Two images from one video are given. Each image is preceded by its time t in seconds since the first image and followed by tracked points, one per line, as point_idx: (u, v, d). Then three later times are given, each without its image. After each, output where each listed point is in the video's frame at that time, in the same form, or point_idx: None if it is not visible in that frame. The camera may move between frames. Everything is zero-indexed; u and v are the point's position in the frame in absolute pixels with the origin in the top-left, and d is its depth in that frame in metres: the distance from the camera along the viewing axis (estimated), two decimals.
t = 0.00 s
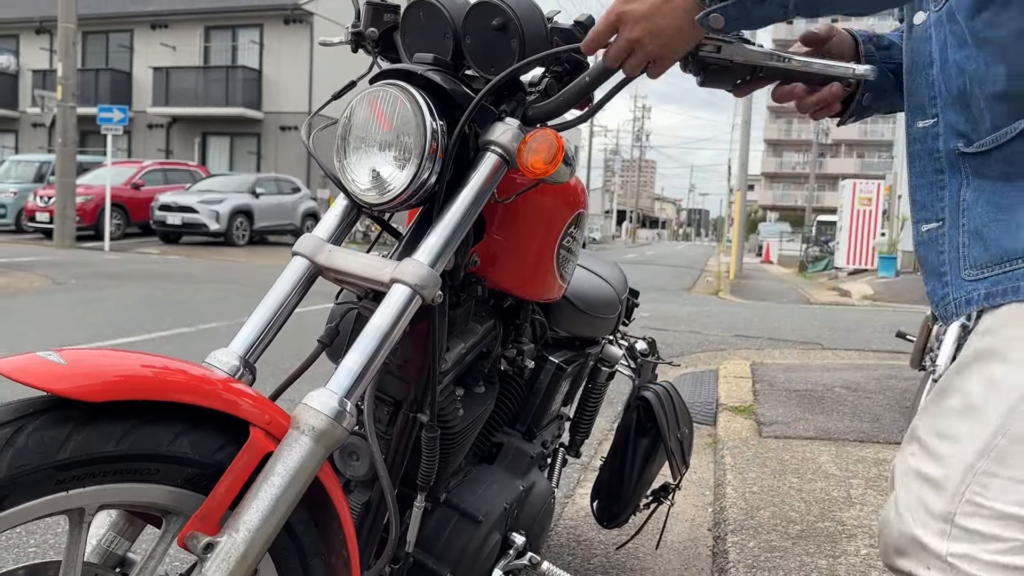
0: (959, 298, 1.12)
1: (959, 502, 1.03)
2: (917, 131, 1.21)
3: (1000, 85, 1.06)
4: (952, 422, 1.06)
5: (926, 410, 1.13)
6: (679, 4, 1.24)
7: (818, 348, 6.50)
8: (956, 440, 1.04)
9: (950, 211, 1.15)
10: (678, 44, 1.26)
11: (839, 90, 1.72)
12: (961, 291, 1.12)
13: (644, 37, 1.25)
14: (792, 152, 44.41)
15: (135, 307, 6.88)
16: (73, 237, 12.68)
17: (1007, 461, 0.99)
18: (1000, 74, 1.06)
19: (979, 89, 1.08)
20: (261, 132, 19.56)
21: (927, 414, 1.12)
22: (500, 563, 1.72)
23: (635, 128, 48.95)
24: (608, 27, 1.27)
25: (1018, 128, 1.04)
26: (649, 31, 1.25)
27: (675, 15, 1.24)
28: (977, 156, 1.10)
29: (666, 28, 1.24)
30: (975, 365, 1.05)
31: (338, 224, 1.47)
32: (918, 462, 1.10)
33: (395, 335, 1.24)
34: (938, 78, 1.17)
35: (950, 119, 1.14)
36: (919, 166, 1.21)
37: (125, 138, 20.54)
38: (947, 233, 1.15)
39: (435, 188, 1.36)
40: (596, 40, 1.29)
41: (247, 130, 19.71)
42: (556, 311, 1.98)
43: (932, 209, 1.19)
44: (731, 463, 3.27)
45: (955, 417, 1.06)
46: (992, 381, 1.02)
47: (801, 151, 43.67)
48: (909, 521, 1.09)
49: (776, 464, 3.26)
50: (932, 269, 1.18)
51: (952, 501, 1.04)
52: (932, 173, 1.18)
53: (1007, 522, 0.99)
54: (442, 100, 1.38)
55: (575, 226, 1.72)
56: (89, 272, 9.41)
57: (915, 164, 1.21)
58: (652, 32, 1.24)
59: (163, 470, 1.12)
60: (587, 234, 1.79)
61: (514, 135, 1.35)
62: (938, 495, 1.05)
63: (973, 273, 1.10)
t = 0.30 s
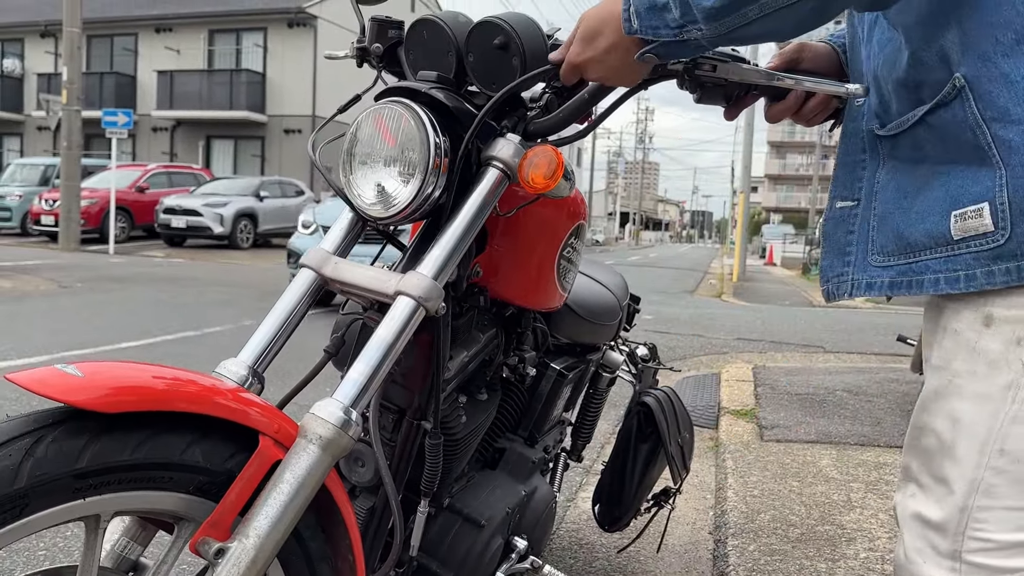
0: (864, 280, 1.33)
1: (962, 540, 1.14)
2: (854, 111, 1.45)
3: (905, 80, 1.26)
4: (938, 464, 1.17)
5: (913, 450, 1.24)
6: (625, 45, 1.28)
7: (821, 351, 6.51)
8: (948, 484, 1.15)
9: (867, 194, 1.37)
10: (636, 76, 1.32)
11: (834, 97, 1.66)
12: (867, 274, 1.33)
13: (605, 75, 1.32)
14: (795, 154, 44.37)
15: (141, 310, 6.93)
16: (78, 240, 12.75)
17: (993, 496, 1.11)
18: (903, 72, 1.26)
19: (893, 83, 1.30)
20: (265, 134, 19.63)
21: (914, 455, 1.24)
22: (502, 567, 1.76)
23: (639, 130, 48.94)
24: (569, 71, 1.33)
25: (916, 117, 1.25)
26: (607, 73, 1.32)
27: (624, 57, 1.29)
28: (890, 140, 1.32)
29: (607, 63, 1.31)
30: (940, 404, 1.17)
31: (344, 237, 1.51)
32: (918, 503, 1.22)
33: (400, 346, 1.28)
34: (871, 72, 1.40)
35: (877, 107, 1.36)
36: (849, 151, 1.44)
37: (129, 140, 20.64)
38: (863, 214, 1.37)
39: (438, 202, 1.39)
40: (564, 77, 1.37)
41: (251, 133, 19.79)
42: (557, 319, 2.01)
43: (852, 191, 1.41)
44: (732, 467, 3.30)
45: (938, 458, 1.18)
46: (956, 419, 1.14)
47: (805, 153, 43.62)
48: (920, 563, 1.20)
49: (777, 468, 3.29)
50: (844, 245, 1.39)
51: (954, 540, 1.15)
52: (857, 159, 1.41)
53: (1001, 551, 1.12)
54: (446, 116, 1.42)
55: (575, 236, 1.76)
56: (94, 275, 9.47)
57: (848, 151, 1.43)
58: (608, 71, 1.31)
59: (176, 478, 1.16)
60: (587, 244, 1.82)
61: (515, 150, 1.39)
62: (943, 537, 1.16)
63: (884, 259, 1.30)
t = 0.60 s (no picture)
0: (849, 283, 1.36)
1: (980, 549, 1.15)
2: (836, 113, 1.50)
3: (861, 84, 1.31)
4: (942, 477, 1.19)
5: (915, 465, 1.26)
6: (610, 56, 1.32)
7: (824, 352, 6.52)
8: (956, 496, 1.17)
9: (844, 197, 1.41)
10: (623, 87, 1.35)
11: (829, 105, 1.68)
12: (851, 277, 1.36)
13: (593, 85, 1.36)
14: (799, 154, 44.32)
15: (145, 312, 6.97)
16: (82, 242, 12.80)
17: (1003, 501, 1.13)
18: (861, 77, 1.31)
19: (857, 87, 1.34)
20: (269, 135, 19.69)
21: (918, 470, 1.25)
22: (505, 568, 1.78)
23: (642, 130, 48.91)
24: (560, 80, 1.38)
25: (867, 119, 1.29)
26: (595, 82, 1.35)
27: (609, 67, 1.33)
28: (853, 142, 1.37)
29: (599, 73, 1.34)
30: (932, 419, 1.19)
31: (347, 244, 1.53)
32: (932, 515, 1.22)
33: (402, 351, 1.30)
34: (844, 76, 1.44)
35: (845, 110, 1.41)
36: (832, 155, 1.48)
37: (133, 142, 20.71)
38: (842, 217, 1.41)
39: (440, 209, 1.41)
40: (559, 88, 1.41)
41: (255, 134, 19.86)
42: (558, 323, 2.02)
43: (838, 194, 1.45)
44: (733, 468, 3.32)
45: (941, 471, 1.19)
46: (951, 432, 1.17)
47: (808, 152, 43.59)
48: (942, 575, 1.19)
49: (779, 469, 3.30)
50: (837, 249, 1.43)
51: (973, 549, 1.15)
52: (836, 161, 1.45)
53: (1020, 555, 1.13)
54: (445, 124, 1.43)
55: (575, 242, 1.78)
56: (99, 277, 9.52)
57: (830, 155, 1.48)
58: (595, 80, 1.35)
59: (183, 482, 1.18)
60: (587, 249, 1.85)
61: (514, 158, 1.41)
62: (962, 547, 1.17)
63: (859, 262, 1.33)
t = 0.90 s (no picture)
0: (850, 286, 1.38)
1: (987, 551, 1.16)
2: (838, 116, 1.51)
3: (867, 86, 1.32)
4: (947, 480, 1.21)
5: (920, 468, 1.28)
6: (618, 59, 1.34)
7: (827, 351, 6.53)
8: (962, 499, 1.18)
9: (847, 199, 1.42)
10: (632, 90, 1.37)
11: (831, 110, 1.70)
12: (852, 280, 1.38)
13: (602, 89, 1.38)
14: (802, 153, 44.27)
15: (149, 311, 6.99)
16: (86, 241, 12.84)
17: (1008, 504, 1.15)
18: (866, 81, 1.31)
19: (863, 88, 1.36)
20: (272, 135, 19.73)
21: (922, 473, 1.27)
22: (509, 567, 1.80)
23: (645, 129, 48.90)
24: (568, 84, 1.40)
25: (872, 122, 1.30)
26: (603, 87, 1.37)
27: (617, 71, 1.35)
28: (858, 143, 1.38)
29: (606, 77, 1.36)
30: (938, 423, 1.21)
31: (354, 247, 1.55)
32: (937, 518, 1.24)
33: (409, 352, 1.31)
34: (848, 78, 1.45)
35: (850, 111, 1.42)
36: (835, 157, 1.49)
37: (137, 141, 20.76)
38: (845, 219, 1.42)
39: (446, 212, 1.43)
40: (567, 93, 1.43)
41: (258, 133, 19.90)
42: (562, 323, 2.04)
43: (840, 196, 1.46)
44: (736, 467, 3.33)
45: (946, 475, 1.21)
46: (957, 435, 1.18)
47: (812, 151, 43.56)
48: None
49: (782, 468, 3.31)
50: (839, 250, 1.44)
51: (980, 552, 1.17)
52: (839, 163, 1.46)
53: None
54: (451, 128, 1.45)
55: (580, 244, 1.80)
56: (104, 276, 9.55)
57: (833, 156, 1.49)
58: (603, 84, 1.37)
59: (193, 481, 1.20)
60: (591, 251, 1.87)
61: (519, 162, 1.43)
62: (968, 550, 1.18)
63: (860, 263, 1.35)
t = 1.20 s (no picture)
0: (846, 286, 1.40)
1: (984, 552, 1.17)
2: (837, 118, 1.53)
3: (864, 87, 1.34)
4: (945, 481, 1.22)
5: (918, 469, 1.29)
6: (614, 60, 1.36)
7: (830, 350, 6.53)
8: (959, 500, 1.19)
9: (844, 200, 1.44)
10: (629, 91, 1.39)
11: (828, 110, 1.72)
12: (849, 280, 1.40)
13: (599, 90, 1.39)
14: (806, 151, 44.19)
15: (153, 310, 7.02)
16: (91, 240, 12.88)
17: (1005, 505, 1.16)
18: (860, 82, 1.35)
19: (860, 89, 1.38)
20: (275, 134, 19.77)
21: (920, 473, 1.28)
22: (511, 564, 1.81)
23: (648, 127, 48.86)
24: (566, 85, 1.41)
25: (869, 123, 1.33)
26: (601, 87, 1.38)
27: (614, 72, 1.36)
28: (856, 144, 1.40)
29: (603, 78, 1.38)
30: (934, 424, 1.22)
31: (358, 247, 1.56)
32: (935, 519, 1.25)
33: (412, 351, 1.33)
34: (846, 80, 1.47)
35: (848, 113, 1.44)
36: (833, 158, 1.51)
37: (140, 140, 20.80)
38: (842, 219, 1.45)
39: (449, 213, 1.45)
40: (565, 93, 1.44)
41: (262, 132, 19.94)
42: (564, 322, 2.05)
43: (838, 197, 1.48)
44: (738, 466, 3.34)
45: (944, 476, 1.22)
46: (953, 437, 1.19)
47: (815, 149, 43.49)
48: None
49: (784, 467, 3.32)
50: (837, 251, 1.46)
51: (977, 553, 1.18)
52: (837, 164, 1.48)
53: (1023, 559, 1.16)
54: (453, 129, 1.46)
55: (581, 244, 1.81)
56: (108, 275, 9.59)
57: (833, 158, 1.51)
58: (600, 85, 1.38)
59: (199, 478, 1.21)
60: (593, 251, 1.88)
61: (521, 162, 1.44)
62: (965, 551, 1.19)
63: (856, 264, 1.37)
